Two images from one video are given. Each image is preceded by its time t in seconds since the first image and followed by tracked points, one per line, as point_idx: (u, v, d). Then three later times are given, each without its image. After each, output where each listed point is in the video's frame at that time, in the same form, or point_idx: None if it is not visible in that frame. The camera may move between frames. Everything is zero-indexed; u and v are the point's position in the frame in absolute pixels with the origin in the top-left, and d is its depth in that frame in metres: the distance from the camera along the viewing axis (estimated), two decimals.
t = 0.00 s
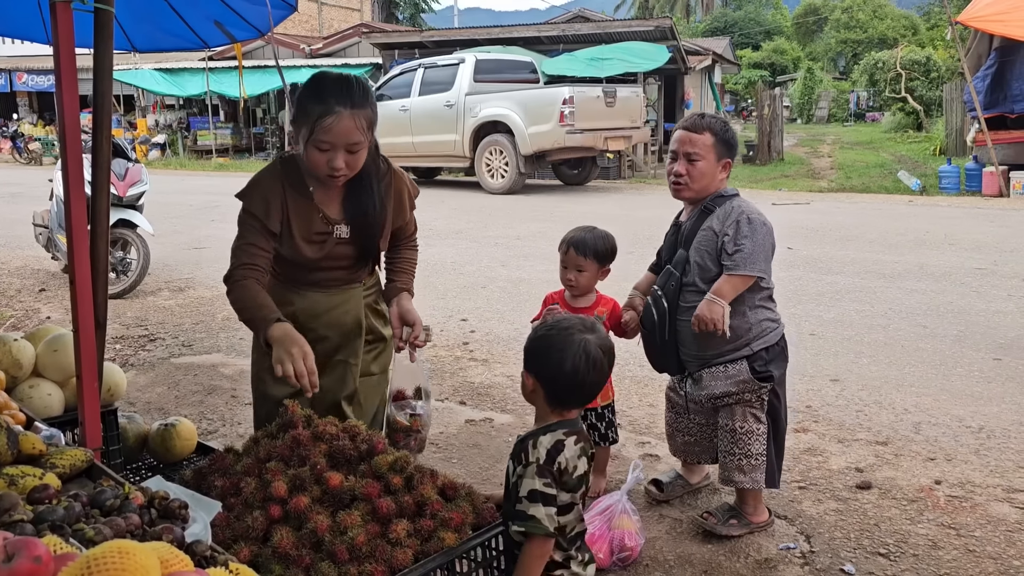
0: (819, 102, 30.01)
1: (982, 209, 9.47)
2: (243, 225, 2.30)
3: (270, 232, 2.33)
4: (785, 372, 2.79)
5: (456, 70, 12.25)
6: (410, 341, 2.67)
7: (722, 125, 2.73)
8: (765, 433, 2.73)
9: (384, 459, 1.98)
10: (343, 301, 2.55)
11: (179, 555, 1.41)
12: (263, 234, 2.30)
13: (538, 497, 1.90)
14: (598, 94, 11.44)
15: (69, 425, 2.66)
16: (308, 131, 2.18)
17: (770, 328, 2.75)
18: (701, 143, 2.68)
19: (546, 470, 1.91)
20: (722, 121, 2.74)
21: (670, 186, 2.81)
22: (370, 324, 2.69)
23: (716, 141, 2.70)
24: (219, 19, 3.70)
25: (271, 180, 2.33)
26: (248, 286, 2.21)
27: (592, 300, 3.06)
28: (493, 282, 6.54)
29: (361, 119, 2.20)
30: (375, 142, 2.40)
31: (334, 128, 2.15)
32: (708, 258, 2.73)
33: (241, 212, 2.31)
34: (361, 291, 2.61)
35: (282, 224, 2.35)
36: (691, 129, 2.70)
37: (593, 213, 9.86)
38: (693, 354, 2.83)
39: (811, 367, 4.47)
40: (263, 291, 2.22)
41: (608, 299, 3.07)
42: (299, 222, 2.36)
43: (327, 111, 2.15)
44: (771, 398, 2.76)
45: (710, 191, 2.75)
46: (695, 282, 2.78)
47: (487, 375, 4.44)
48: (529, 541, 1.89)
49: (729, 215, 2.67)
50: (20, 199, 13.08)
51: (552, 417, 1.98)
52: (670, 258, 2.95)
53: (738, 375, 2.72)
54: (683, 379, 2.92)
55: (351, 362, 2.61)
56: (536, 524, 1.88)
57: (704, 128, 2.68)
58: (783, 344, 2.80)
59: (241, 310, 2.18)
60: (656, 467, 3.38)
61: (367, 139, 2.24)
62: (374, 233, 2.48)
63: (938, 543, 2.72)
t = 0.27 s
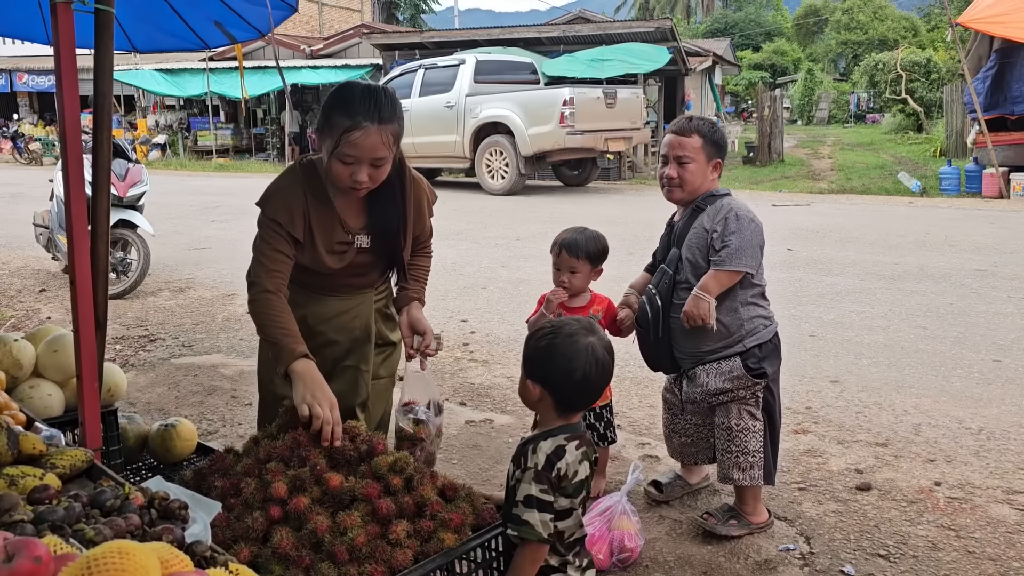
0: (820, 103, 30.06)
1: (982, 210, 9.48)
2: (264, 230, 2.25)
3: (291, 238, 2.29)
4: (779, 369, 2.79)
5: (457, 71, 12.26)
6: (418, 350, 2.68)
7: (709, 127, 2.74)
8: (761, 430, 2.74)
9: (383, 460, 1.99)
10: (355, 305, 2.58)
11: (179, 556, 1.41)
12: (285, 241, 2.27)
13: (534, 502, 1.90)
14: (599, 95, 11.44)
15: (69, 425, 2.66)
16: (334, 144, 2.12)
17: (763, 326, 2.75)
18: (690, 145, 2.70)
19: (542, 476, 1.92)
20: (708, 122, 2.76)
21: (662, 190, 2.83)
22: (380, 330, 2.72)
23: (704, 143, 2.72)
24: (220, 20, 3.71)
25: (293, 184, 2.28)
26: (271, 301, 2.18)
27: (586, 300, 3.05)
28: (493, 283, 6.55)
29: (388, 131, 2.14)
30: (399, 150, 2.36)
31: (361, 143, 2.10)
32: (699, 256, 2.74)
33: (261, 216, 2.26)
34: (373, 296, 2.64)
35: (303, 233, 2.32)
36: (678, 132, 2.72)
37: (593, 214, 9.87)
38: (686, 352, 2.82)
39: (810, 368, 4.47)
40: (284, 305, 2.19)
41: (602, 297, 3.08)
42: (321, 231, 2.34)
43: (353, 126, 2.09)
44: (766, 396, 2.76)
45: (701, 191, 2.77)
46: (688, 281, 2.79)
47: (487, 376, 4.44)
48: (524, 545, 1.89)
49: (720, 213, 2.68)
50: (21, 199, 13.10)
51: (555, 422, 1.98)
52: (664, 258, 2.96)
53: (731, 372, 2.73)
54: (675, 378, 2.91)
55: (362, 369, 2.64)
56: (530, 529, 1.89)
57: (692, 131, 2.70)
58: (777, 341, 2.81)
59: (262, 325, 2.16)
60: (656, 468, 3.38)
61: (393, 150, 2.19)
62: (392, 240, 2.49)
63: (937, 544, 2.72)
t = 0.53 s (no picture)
0: (820, 105, 30.08)
1: (982, 212, 9.48)
2: (260, 230, 2.26)
3: (287, 238, 2.29)
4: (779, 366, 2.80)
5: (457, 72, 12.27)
6: (417, 351, 2.66)
7: (696, 129, 2.76)
8: (759, 426, 2.75)
9: (384, 461, 1.98)
10: (348, 307, 2.60)
11: (180, 556, 1.41)
12: (280, 241, 2.27)
13: (548, 507, 1.91)
14: (599, 96, 11.44)
15: (70, 425, 2.66)
16: (330, 143, 2.12)
17: (764, 326, 2.75)
18: (679, 149, 2.71)
19: (557, 479, 1.92)
20: (694, 124, 2.77)
21: (655, 194, 2.83)
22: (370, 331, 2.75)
23: (693, 144, 2.73)
24: (220, 21, 3.72)
25: (288, 185, 2.28)
26: (269, 303, 2.20)
27: (578, 300, 3.06)
28: (493, 284, 6.55)
29: (384, 132, 2.14)
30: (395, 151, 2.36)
31: (356, 143, 2.10)
32: (697, 253, 2.75)
33: (256, 216, 2.27)
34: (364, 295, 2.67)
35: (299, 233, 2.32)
36: (669, 135, 2.73)
37: (593, 215, 9.87)
38: (686, 351, 2.82)
39: (811, 370, 4.47)
40: (282, 307, 2.21)
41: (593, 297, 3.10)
42: (317, 231, 2.34)
43: (349, 125, 2.09)
44: (766, 391, 2.77)
45: (694, 193, 2.79)
46: (687, 279, 2.79)
47: (486, 377, 4.45)
48: (538, 548, 1.89)
49: (717, 210, 2.70)
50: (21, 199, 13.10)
51: (563, 423, 1.98)
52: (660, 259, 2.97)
53: (735, 368, 2.72)
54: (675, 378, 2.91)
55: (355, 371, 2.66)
56: (544, 534, 1.89)
57: (679, 135, 2.71)
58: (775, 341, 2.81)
59: (261, 327, 2.18)
60: (656, 469, 3.38)
61: (389, 151, 2.19)
62: (388, 243, 2.49)
63: (938, 546, 2.72)
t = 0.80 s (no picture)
0: (820, 106, 30.07)
1: (982, 213, 9.48)
2: (241, 236, 2.25)
3: (269, 241, 2.30)
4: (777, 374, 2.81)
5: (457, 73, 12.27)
6: (414, 337, 2.69)
7: (702, 129, 2.76)
8: (754, 433, 2.76)
9: (384, 462, 1.98)
10: (327, 307, 2.61)
11: (181, 557, 1.41)
12: (263, 244, 2.27)
13: (564, 508, 1.91)
14: (599, 97, 11.44)
15: (70, 426, 2.66)
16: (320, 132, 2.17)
17: (765, 332, 2.76)
18: (686, 149, 2.71)
19: (570, 480, 1.93)
20: (701, 124, 2.77)
21: (661, 195, 2.84)
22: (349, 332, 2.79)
23: (699, 145, 2.73)
24: (221, 22, 3.72)
25: (264, 187, 2.29)
26: (260, 308, 2.19)
27: (573, 302, 3.06)
28: (493, 285, 6.54)
29: (370, 117, 2.21)
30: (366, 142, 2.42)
31: (352, 129, 2.16)
32: (702, 256, 2.75)
33: (235, 222, 2.26)
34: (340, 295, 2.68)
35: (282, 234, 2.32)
36: (676, 136, 2.72)
37: (593, 216, 9.86)
38: (687, 353, 2.82)
39: (811, 371, 4.47)
40: (273, 312, 2.20)
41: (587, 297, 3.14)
42: (300, 231, 2.35)
43: (340, 112, 2.14)
44: (764, 399, 2.78)
45: (699, 195, 2.79)
46: (690, 281, 2.79)
47: (486, 378, 4.44)
48: (553, 549, 1.89)
49: (723, 213, 2.70)
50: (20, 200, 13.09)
51: (565, 423, 1.99)
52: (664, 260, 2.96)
53: (733, 374, 2.73)
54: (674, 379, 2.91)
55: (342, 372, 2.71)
56: (561, 535, 1.90)
57: (686, 135, 2.71)
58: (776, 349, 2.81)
59: (254, 337, 2.17)
60: (657, 470, 3.38)
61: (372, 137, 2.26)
62: (366, 237, 2.52)
63: (938, 548, 2.72)
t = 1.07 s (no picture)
0: (819, 107, 30.09)
1: (980, 214, 9.49)
2: (223, 241, 2.25)
3: (251, 243, 2.30)
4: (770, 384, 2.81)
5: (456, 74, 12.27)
6: (404, 303, 2.74)
7: (726, 128, 2.71)
8: (745, 444, 2.75)
9: (383, 463, 1.98)
10: (313, 306, 2.61)
11: (180, 559, 1.41)
12: (244, 245, 2.27)
13: (579, 504, 1.91)
14: (598, 98, 11.44)
15: (69, 427, 2.65)
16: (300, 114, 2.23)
17: (760, 338, 2.75)
18: (707, 148, 2.67)
19: (581, 476, 1.94)
20: (724, 123, 2.72)
21: (677, 192, 2.81)
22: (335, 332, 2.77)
23: (721, 146, 2.69)
24: (220, 23, 3.72)
25: (242, 188, 2.29)
26: (247, 313, 2.18)
27: (579, 302, 3.07)
28: (492, 286, 6.54)
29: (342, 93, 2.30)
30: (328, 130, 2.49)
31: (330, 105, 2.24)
32: (710, 262, 2.71)
33: (215, 229, 2.25)
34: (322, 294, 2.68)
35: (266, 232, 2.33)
36: (697, 136, 2.68)
37: (592, 217, 9.86)
38: (683, 356, 2.81)
39: (810, 372, 4.47)
40: (259, 315, 2.20)
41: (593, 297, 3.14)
42: (283, 226, 2.36)
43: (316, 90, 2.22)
44: (754, 409, 2.78)
45: (717, 196, 2.75)
46: (694, 284, 2.77)
47: (485, 379, 4.44)
48: (567, 544, 1.91)
49: (739, 220, 2.65)
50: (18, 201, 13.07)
51: (559, 421, 1.99)
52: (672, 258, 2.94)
53: (726, 383, 2.73)
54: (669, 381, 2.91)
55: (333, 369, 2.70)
56: (582, 530, 1.91)
57: (709, 134, 2.68)
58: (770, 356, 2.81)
59: (243, 342, 2.16)
60: (655, 471, 3.38)
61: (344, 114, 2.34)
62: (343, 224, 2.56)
63: (937, 549, 2.72)
